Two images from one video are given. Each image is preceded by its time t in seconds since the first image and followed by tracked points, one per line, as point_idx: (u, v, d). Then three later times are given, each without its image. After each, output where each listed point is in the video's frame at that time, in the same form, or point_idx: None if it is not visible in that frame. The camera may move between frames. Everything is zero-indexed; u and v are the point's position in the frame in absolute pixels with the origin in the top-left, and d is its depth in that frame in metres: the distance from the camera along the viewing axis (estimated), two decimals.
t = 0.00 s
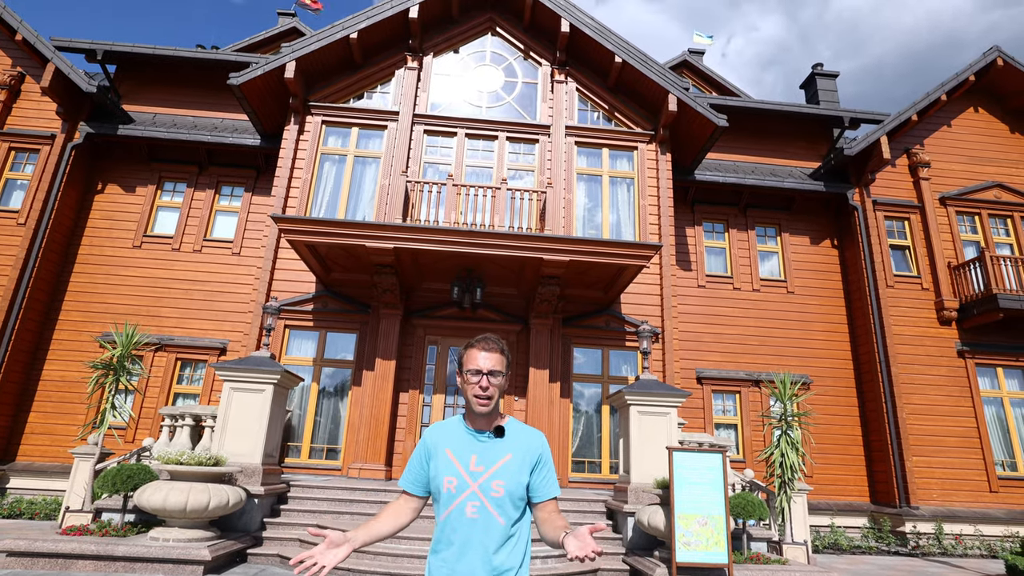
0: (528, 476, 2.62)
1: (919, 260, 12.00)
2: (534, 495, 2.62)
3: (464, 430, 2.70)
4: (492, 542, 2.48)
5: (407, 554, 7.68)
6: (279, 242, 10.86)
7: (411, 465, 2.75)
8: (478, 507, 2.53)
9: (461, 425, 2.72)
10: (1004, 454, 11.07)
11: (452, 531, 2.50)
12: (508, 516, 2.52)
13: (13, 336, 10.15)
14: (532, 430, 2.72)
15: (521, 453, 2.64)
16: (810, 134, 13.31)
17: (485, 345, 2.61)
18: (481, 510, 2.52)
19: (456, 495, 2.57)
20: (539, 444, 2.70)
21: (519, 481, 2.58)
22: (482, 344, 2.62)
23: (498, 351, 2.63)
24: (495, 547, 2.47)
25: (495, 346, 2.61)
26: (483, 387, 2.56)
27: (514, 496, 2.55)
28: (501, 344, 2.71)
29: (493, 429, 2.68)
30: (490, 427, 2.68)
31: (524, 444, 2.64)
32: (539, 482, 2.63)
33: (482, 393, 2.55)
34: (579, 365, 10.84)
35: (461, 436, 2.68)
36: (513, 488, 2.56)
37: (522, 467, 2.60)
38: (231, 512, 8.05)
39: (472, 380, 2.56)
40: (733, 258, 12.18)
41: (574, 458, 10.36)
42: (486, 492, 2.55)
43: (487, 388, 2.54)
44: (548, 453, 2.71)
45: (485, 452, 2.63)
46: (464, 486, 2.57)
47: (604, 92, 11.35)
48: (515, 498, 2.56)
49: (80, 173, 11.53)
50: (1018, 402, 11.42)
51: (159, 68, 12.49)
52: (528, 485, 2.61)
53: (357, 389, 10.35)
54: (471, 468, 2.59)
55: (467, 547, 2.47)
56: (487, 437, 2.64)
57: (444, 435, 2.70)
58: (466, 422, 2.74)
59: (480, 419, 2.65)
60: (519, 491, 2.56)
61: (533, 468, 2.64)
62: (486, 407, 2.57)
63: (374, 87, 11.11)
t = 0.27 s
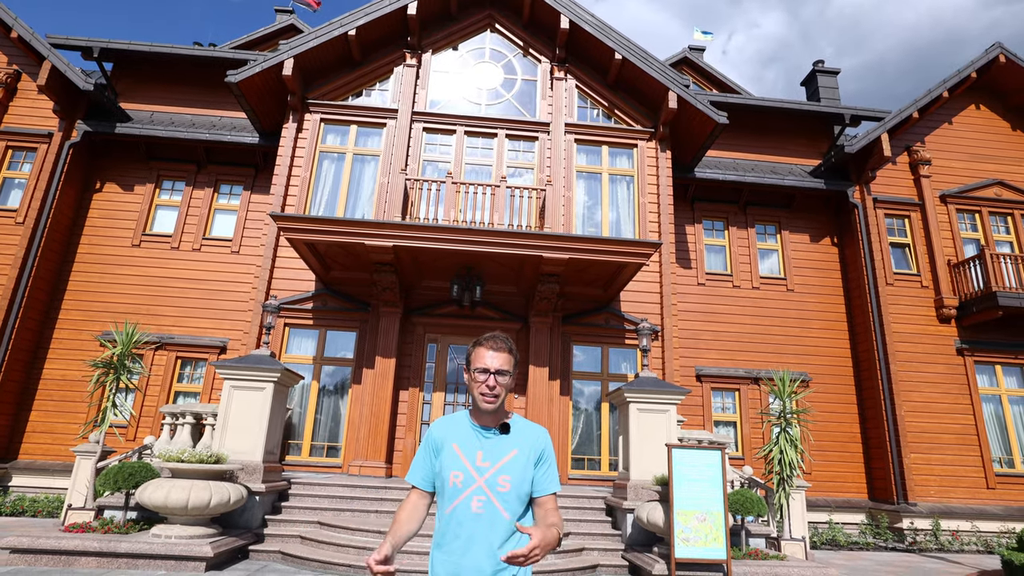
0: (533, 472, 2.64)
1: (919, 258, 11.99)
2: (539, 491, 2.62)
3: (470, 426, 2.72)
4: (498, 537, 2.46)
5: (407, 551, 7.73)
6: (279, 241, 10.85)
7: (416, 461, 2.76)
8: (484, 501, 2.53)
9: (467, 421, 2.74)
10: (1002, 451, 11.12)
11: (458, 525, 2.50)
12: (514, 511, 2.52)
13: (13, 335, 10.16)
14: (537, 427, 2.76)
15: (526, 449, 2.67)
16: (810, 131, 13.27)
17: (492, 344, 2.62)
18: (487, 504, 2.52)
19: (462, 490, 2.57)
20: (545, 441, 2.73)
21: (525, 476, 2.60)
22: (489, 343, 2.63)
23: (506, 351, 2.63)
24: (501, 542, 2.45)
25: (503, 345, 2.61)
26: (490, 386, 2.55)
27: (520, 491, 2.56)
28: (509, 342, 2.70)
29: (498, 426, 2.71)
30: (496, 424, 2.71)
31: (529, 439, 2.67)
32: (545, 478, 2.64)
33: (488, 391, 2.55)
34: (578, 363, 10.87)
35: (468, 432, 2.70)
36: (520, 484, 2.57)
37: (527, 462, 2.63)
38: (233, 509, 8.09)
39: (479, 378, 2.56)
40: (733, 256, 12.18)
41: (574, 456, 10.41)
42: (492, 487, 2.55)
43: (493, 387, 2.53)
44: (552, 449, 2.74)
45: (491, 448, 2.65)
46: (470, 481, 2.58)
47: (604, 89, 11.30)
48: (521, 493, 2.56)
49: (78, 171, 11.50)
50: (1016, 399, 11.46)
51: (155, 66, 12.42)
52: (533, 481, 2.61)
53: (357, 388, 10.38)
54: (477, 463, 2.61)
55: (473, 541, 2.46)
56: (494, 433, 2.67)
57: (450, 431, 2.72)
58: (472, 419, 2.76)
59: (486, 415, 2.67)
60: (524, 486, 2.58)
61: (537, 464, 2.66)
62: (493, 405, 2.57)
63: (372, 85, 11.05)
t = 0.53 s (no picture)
0: (536, 464, 2.62)
1: (920, 253, 11.97)
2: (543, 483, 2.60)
3: (474, 420, 2.73)
4: (501, 529, 2.46)
5: (408, 546, 7.77)
6: (278, 237, 10.85)
7: (422, 452, 2.79)
8: (486, 494, 2.53)
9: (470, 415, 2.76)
10: (1001, 446, 11.14)
11: (462, 517, 2.51)
12: (517, 503, 2.51)
13: (14, 332, 10.17)
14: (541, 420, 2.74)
15: (529, 442, 2.65)
16: (811, 126, 13.21)
17: (486, 339, 2.60)
18: (489, 497, 2.52)
19: (466, 482, 2.58)
20: (549, 434, 2.71)
21: (528, 469, 2.58)
22: (485, 337, 2.62)
23: (501, 346, 2.61)
24: (504, 534, 2.46)
25: (496, 340, 2.59)
26: (481, 382, 2.57)
27: (523, 484, 2.54)
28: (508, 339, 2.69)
29: (501, 419, 2.72)
30: (499, 417, 2.71)
31: (533, 432, 2.65)
32: (548, 470, 2.62)
33: (480, 388, 2.56)
34: (578, 359, 10.88)
35: (471, 426, 2.72)
36: (523, 476, 2.55)
37: (530, 455, 2.61)
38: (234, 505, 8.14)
39: (472, 373, 2.57)
40: (733, 252, 12.16)
41: (573, 451, 10.45)
42: (495, 480, 2.55)
43: (483, 383, 2.55)
44: (556, 442, 2.71)
45: (494, 441, 2.65)
46: (473, 473, 2.58)
47: (604, 84, 11.24)
48: (525, 486, 2.54)
49: (77, 167, 11.47)
50: (1015, 394, 11.47)
51: (153, 61, 12.36)
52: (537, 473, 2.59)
53: (357, 384, 10.41)
54: (480, 456, 2.61)
55: (475, 532, 2.47)
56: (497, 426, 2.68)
57: (455, 424, 2.75)
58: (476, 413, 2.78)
59: (488, 409, 2.68)
60: (527, 479, 2.55)
61: (541, 456, 2.64)
62: (487, 401, 2.58)
63: (371, 80, 11.00)
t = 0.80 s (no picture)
0: (536, 459, 2.54)
1: (920, 248, 11.94)
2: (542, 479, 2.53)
3: (475, 416, 2.68)
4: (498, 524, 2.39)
5: (408, 540, 7.80)
6: (278, 233, 10.86)
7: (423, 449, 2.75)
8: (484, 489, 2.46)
9: (472, 412, 2.70)
10: (1002, 441, 11.13)
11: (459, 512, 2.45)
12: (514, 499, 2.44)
13: (15, 328, 10.19)
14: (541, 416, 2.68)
15: (528, 438, 2.59)
16: (812, 121, 13.16)
17: (492, 335, 2.59)
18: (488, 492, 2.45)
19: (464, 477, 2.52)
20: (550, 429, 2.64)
21: (527, 464, 2.51)
22: (490, 334, 2.61)
23: (507, 341, 2.62)
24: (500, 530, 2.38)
25: (502, 335, 2.59)
26: (490, 377, 2.56)
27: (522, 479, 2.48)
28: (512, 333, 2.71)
29: (502, 415, 2.66)
30: (500, 413, 2.66)
31: (532, 427, 2.59)
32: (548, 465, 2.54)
33: (489, 382, 2.56)
34: (578, 354, 10.89)
35: (472, 421, 2.66)
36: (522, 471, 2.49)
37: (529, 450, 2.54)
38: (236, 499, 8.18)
39: (479, 369, 2.56)
40: (733, 247, 12.14)
41: (573, 446, 10.47)
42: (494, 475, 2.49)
43: (495, 378, 2.54)
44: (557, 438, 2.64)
45: (494, 437, 2.59)
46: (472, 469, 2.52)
47: (604, 79, 11.20)
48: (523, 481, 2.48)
49: (76, 163, 11.48)
50: (1016, 389, 11.45)
51: (152, 57, 12.34)
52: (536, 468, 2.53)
53: (357, 379, 10.43)
54: (480, 452, 2.55)
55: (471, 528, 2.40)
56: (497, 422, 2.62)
57: (455, 420, 2.70)
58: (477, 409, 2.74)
59: (489, 405, 2.64)
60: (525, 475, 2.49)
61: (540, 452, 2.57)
62: (495, 395, 2.58)
63: (370, 75, 10.97)
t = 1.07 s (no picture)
0: (535, 450, 2.56)
1: (921, 243, 11.91)
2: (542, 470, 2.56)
3: (476, 408, 2.71)
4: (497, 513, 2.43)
5: (408, 535, 7.82)
6: (278, 229, 10.87)
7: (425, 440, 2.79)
8: (485, 479, 2.49)
9: (473, 404, 2.73)
10: (1002, 436, 11.12)
11: (460, 501, 2.48)
12: (514, 489, 2.47)
13: (16, 324, 10.21)
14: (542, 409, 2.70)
15: (528, 430, 2.61)
16: (813, 116, 13.12)
17: (489, 331, 2.56)
18: (487, 482, 2.48)
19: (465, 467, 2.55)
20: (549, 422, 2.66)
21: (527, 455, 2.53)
22: (486, 330, 2.59)
23: (504, 338, 2.58)
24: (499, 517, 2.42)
25: (498, 332, 2.55)
26: (483, 373, 2.55)
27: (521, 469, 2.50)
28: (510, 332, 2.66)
29: (503, 407, 2.69)
30: (501, 406, 2.69)
31: (532, 420, 2.62)
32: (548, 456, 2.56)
33: (482, 378, 2.54)
34: (578, 350, 10.88)
35: (473, 413, 2.69)
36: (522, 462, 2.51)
37: (529, 441, 2.57)
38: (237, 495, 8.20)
39: (474, 365, 2.56)
40: (734, 243, 12.12)
41: (574, 441, 10.47)
42: (494, 466, 2.50)
43: (485, 374, 2.51)
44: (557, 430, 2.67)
45: (495, 428, 2.62)
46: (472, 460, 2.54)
47: (604, 74, 11.18)
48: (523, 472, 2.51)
49: (77, 159, 11.49)
50: (1017, 384, 11.43)
51: (151, 53, 12.33)
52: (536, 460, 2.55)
53: (357, 374, 10.45)
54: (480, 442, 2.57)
55: (472, 516, 2.43)
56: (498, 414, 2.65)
57: (457, 412, 2.74)
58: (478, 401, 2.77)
59: (490, 397, 2.66)
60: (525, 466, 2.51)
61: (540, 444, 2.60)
62: (490, 390, 2.58)
63: (370, 71, 10.96)
